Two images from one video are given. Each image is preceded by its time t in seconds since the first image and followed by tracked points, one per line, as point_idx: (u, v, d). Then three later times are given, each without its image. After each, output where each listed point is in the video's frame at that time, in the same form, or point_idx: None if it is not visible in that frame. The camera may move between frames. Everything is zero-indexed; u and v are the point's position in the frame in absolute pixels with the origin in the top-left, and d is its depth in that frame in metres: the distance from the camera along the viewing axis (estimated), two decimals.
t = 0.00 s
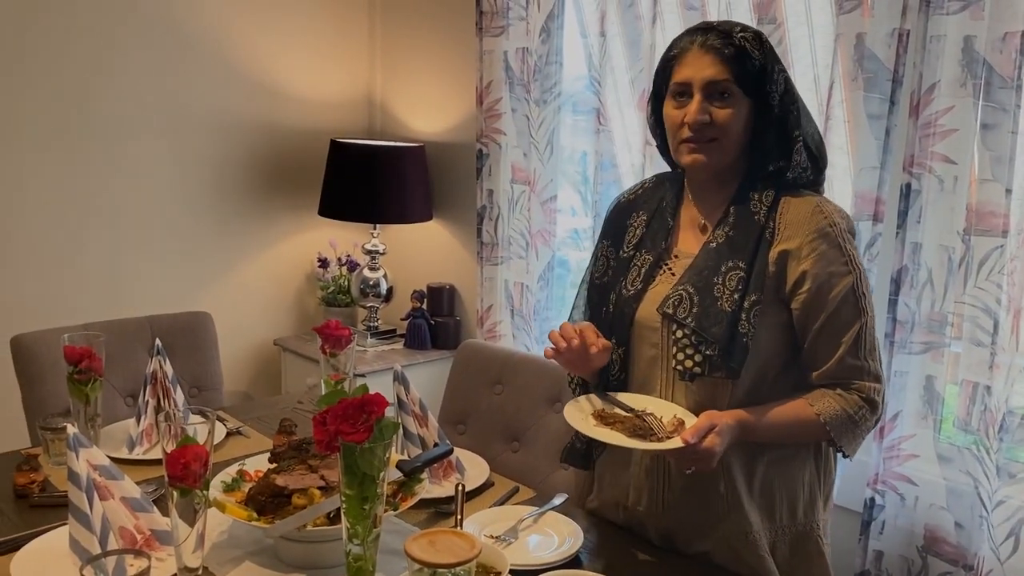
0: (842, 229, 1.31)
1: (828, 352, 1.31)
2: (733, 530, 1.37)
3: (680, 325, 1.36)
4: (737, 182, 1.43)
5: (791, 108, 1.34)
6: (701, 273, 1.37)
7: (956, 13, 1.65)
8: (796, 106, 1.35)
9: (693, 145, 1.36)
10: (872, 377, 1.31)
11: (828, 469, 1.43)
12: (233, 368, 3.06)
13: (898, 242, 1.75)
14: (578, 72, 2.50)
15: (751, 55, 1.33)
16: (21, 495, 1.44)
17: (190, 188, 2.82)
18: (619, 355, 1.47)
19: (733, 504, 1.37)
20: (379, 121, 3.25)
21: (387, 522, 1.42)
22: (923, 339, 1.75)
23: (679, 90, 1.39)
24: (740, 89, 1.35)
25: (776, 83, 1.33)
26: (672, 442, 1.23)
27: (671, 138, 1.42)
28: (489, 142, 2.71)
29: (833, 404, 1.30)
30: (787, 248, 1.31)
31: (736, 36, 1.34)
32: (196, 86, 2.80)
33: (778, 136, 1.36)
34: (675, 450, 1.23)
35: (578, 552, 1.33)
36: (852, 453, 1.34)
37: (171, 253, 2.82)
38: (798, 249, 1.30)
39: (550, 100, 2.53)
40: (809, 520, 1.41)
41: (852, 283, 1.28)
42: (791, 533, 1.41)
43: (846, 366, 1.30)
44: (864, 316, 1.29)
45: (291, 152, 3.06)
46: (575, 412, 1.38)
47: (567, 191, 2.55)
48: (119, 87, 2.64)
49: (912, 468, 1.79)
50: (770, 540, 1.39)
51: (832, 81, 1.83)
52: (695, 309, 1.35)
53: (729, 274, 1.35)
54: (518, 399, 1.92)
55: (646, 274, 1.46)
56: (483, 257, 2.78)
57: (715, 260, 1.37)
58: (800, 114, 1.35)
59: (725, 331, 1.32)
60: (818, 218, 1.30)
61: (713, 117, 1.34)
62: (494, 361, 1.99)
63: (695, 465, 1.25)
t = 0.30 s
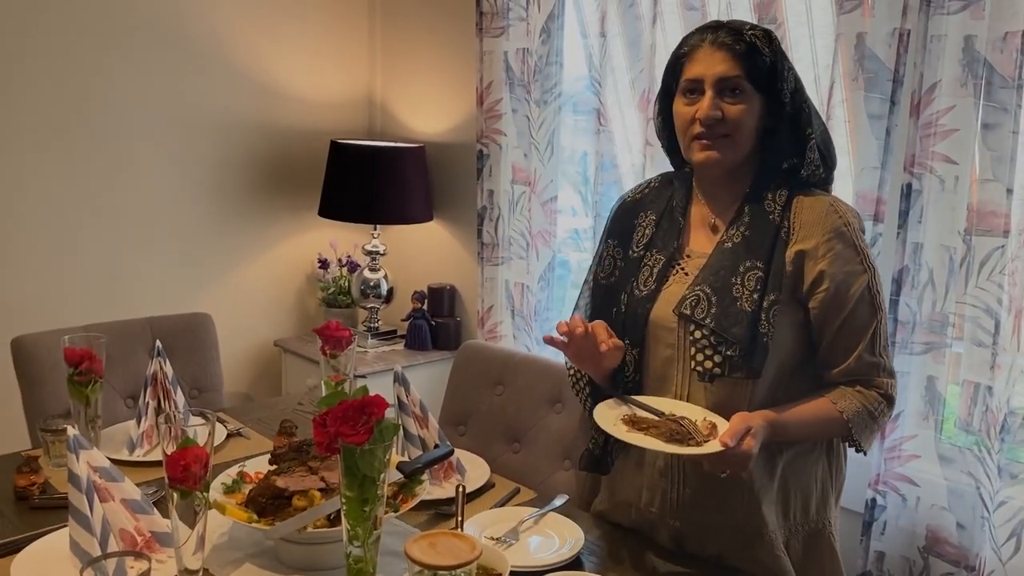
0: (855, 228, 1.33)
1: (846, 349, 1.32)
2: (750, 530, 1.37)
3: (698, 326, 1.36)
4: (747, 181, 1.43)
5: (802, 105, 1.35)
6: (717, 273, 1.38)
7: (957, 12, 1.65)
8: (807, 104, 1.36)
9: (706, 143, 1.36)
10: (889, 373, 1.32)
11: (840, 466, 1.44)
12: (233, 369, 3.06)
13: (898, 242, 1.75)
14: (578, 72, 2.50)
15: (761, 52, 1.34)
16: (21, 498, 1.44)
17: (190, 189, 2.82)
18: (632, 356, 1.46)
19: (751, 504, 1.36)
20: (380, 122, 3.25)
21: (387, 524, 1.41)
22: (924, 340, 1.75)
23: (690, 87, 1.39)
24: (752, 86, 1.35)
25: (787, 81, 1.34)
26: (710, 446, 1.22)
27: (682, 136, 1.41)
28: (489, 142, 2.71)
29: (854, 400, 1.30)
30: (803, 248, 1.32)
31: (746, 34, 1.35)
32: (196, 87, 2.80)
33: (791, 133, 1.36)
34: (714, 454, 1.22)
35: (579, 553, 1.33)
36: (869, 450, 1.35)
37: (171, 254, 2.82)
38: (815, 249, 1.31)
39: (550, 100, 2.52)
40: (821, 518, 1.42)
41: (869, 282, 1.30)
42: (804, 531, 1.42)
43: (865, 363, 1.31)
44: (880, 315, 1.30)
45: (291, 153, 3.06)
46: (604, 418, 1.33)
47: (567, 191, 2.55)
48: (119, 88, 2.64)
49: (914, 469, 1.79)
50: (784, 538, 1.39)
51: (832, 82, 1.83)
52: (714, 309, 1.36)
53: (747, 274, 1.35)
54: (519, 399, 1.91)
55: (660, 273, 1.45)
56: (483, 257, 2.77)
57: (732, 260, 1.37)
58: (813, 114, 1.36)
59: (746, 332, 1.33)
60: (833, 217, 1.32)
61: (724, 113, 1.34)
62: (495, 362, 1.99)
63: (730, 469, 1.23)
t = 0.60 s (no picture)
0: (866, 226, 1.34)
1: (856, 347, 1.33)
2: (758, 528, 1.36)
3: (711, 323, 1.36)
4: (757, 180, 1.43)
5: (810, 102, 1.34)
6: (730, 270, 1.37)
7: (957, 12, 1.65)
8: (815, 102, 1.35)
9: (712, 144, 1.36)
10: (895, 371, 1.35)
11: (844, 463, 1.45)
12: (232, 370, 3.05)
13: (898, 242, 1.74)
14: (577, 72, 2.49)
15: (765, 52, 1.33)
16: (19, 500, 1.43)
17: (189, 190, 2.82)
18: (642, 352, 1.45)
19: (761, 503, 1.36)
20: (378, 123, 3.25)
21: (386, 526, 1.41)
22: (924, 340, 1.75)
23: (694, 89, 1.39)
24: (757, 86, 1.35)
25: (793, 80, 1.33)
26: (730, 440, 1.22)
27: (689, 137, 1.41)
28: (487, 143, 2.70)
29: (864, 398, 1.32)
30: (816, 245, 1.32)
31: (748, 33, 1.34)
32: (195, 88, 2.80)
33: (800, 131, 1.36)
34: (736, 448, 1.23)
35: (579, 554, 1.33)
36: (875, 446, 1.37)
37: (170, 255, 2.81)
38: (827, 246, 1.31)
39: (549, 101, 2.52)
40: (827, 516, 1.42)
41: (878, 280, 1.31)
42: (811, 530, 1.41)
43: (873, 361, 1.33)
44: (889, 315, 1.32)
45: (290, 153, 3.06)
46: (620, 413, 1.32)
47: (566, 192, 2.55)
48: (118, 89, 2.63)
49: (914, 469, 1.79)
50: (792, 536, 1.39)
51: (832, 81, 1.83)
52: (727, 306, 1.35)
53: (761, 271, 1.35)
54: (519, 400, 1.91)
55: (670, 270, 1.44)
56: (483, 258, 2.76)
57: (744, 257, 1.37)
58: (822, 112, 1.36)
59: (761, 328, 1.32)
60: (845, 215, 1.32)
61: (730, 115, 1.34)
62: (494, 362, 1.99)
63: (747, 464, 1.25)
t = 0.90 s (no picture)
0: (867, 227, 1.34)
1: (857, 347, 1.34)
2: (758, 527, 1.37)
3: (712, 323, 1.36)
4: (758, 181, 1.43)
5: (809, 101, 1.35)
6: (731, 270, 1.37)
7: (956, 12, 1.65)
8: (814, 100, 1.35)
9: (711, 146, 1.36)
10: (896, 370, 1.36)
11: (844, 462, 1.45)
12: (231, 371, 3.05)
13: (898, 243, 1.74)
14: (577, 72, 2.49)
15: (764, 53, 1.33)
16: (19, 501, 1.43)
17: (188, 191, 2.82)
18: (640, 349, 1.44)
19: (760, 502, 1.36)
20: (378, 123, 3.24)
21: (386, 526, 1.41)
22: (924, 340, 1.75)
23: (693, 92, 1.39)
24: (757, 87, 1.34)
25: (791, 79, 1.33)
26: (739, 443, 1.21)
27: (689, 138, 1.41)
28: (487, 143, 2.70)
29: (866, 398, 1.33)
30: (817, 246, 1.32)
31: (745, 34, 1.35)
32: (194, 88, 2.80)
33: (800, 130, 1.36)
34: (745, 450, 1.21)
35: (580, 555, 1.33)
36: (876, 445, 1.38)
37: (170, 255, 2.81)
38: (828, 247, 1.31)
39: (548, 101, 2.52)
40: (827, 515, 1.42)
41: (879, 281, 1.32)
42: (812, 528, 1.42)
43: (875, 360, 1.33)
44: (889, 316, 1.33)
45: (289, 154, 3.06)
46: (627, 415, 1.31)
47: (566, 192, 2.55)
48: (117, 89, 2.63)
49: (913, 469, 1.79)
50: (792, 535, 1.39)
51: (831, 81, 1.83)
52: (728, 306, 1.35)
53: (763, 271, 1.35)
54: (519, 401, 1.91)
55: (672, 269, 1.44)
56: (481, 258, 2.76)
57: (746, 258, 1.37)
58: (821, 111, 1.36)
59: (761, 329, 1.32)
60: (846, 216, 1.32)
61: (730, 116, 1.34)
62: (493, 363, 1.99)
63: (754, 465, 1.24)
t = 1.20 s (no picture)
0: (864, 227, 1.34)
1: (856, 347, 1.34)
2: (760, 527, 1.37)
3: (713, 325, 1.36)
4: (757, 182, 1.43)
5: (800, 102, 1.35)
6: (730, 272, 1.37)
7: (956, 13, 1.65)
8: (807, 101, 1.35)
9: (707, 151, 1.37)
10: (896, 369, 1.36)
11: (845, 461, 1.45)
12: (232, 372, 3.05)
13: (898, 244, 1.74)
14: (575, 74, 2.49)
15: (753, 56, 1.33)
16: (20, 503, 1.43)
17: (189, 192, 2.82)
18: (641, 351, 1.44)
19: (762, 502, 1.36)
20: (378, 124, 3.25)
21: (387, 528, 1.41)
22: (924, 341, 1.75)
23: (686, 97, 1.39)
24: (747, 91, 1.35)
25: (782, 81, 1.33)
26: (741, 443, 1.21)
27: (685, 143, 1.42)
28: (487, 145, 2.70)
29: (866, 397, 1.33)
30: (815, 247, 1.32)
31: (734, 38, 1.35)
32: (194, 89, 2.80)
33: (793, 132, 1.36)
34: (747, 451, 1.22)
35: (582, 556, 1.33)
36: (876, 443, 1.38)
37: (170, 256, 2.81)
38: (826, 248, 1.31)
39: (548, 102, 2.53)
40: (828, 514, 1.43)
41: (877, 281, 1.32)
42: (813, 528, 1.42)
43: (874, 359, 1.33)
44: (888, 315, 1.33)
45: (290, 155, 3.06)
46: (629, 417, 1.31)
47: (566, 193, 2.55)
48: (117, 90, 2.63)
49: (914, 470, 1.79)
50: (794, 534, 1.39)
51: (832, 83, 1.83)
52: (728, 309, 1.35)
53: (762, 273, 1.35)
54: (520, 402, 1.91)
55: (671, 271, 1.45)
56: (482, 259, 2.76)
57: (745, 260, 1.37)
58: (813, 111, 1.36)
59: (762, 330, 1.32)
60: (844, 216, 1.32)
61: (723, 120, 1.34)
62: (493, 364, 1.99)
63: (756, 465, 1.24)
